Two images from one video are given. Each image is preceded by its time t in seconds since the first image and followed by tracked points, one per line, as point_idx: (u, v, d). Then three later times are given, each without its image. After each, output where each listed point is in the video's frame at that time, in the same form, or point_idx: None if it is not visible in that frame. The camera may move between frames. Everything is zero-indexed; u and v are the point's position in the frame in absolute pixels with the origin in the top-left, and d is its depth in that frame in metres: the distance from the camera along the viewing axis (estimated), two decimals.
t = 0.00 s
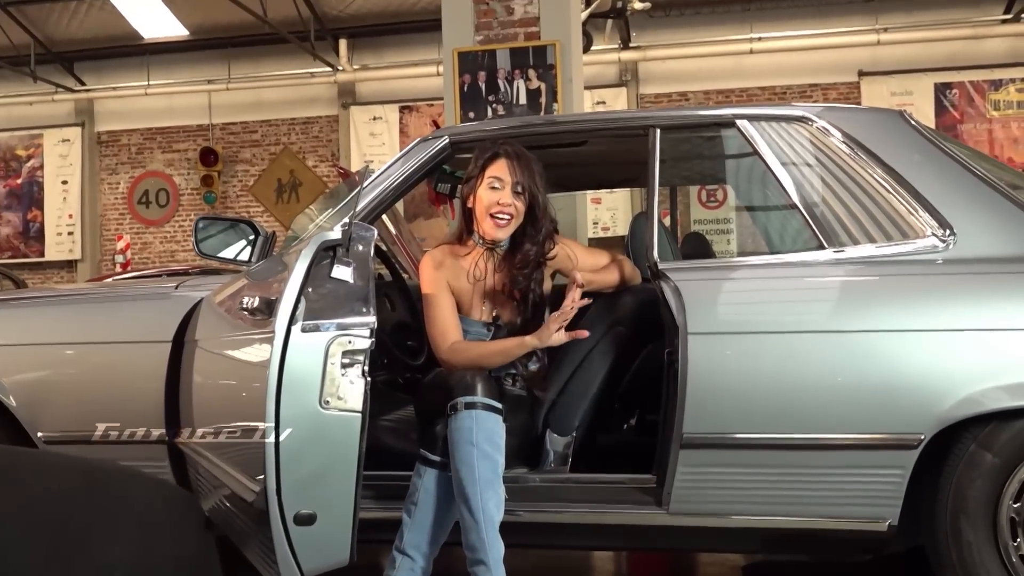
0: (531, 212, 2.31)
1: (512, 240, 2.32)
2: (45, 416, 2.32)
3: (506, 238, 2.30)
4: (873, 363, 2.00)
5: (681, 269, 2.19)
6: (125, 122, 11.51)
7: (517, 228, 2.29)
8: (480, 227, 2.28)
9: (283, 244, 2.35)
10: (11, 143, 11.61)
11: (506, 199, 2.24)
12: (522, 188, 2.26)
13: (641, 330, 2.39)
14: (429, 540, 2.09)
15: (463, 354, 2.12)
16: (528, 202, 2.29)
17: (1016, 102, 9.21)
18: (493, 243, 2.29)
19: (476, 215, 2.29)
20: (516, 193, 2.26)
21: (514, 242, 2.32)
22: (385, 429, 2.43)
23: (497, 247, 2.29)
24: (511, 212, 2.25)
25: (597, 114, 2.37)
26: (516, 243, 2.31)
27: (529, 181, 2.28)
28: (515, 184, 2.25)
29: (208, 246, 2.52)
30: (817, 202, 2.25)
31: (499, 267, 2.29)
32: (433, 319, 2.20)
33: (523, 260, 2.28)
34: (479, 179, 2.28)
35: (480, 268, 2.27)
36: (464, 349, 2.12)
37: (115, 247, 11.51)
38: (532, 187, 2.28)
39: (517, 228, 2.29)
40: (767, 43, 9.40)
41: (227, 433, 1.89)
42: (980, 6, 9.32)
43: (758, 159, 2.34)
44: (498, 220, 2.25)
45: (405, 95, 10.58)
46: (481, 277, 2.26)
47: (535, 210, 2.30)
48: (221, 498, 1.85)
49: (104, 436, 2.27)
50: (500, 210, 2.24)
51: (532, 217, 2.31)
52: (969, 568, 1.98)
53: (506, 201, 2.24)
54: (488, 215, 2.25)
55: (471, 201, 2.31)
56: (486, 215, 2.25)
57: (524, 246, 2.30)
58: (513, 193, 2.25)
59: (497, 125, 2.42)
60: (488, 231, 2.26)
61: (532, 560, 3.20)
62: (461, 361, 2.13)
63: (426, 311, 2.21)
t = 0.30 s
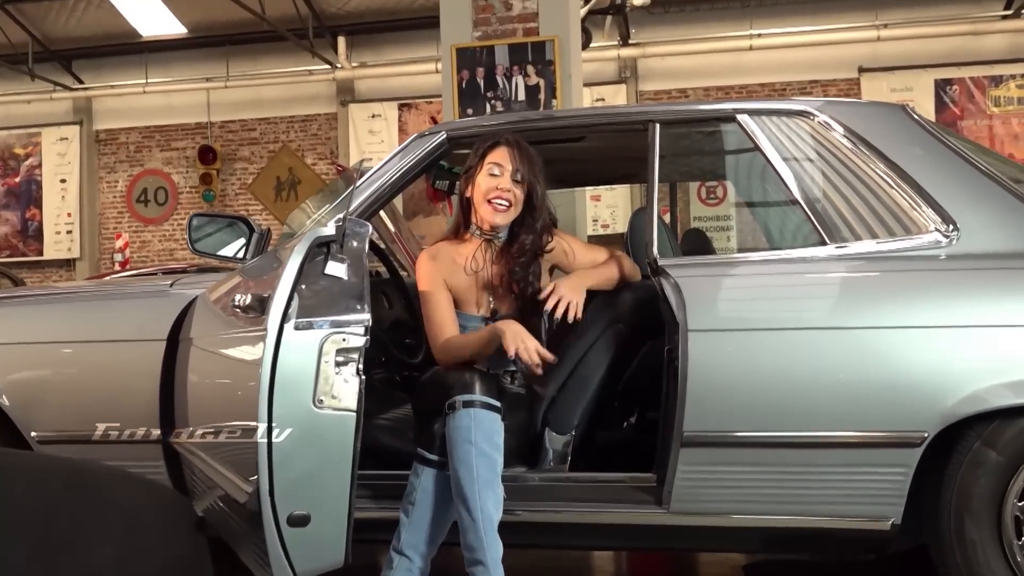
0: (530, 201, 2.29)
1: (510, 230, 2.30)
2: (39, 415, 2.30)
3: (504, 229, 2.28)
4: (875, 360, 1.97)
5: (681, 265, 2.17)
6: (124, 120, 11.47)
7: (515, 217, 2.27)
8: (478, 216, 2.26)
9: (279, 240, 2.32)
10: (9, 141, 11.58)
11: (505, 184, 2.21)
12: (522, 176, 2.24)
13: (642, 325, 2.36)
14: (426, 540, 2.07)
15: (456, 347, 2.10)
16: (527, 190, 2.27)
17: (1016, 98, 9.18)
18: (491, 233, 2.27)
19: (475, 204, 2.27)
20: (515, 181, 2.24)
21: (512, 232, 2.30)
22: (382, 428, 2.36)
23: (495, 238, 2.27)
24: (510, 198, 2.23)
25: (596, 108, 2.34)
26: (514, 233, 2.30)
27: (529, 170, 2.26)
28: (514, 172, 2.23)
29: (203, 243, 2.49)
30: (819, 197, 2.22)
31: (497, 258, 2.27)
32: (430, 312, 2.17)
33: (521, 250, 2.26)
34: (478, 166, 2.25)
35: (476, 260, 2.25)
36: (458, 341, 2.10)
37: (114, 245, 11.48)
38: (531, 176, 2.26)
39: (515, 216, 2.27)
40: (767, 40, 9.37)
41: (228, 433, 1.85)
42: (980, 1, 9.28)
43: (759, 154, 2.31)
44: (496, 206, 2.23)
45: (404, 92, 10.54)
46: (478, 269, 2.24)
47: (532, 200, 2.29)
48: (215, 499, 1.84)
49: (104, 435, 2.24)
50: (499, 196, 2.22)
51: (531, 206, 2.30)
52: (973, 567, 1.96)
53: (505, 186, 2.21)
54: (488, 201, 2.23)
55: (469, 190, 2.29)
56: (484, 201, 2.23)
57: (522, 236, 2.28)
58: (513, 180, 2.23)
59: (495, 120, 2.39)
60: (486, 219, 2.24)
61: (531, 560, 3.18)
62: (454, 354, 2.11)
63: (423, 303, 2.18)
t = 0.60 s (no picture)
0: (528, 193, 2.28)
1: (509, 224, 2.28)
2: (34, 415, 2.28)
3: (503, 221, 2.25)
4: (877, 360, 1.95)
5: (681, 264, 2.15)
6: (123, 117, 11.45)
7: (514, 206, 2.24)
8: (477, 207, 2.24)
9: (275, 237, 2.30)
10: (8, 138, 11.56)
11: (505, 172, 2.21)
12: (521, 165, 2.24)
13: (642, 324, 2.34)
14: (423, 540, 2.05)
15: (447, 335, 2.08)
16: (526, 181, 2.26)
17: (1017, 98, 9.16)
18: (489, 226, 2.25)
19: (473, 195, 2.25)
20: (515, 171, 2.23)
21: (511, 226, 2.28)
22: (380, 428, 2.33)
23: (492, 232, 2.25)
24: (509, 186, 2.21)
25: (596, 105, 2.33)
26: (513, 227, 2.27)
27: (527, 162, 2.26)
28: (514, 162, 2.23)
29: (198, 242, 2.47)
30: (821, 196, 2.20)
31: (496, 252, 2.25)
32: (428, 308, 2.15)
33: (520, 243, 2.24)
34: (477, 158, 2.25)
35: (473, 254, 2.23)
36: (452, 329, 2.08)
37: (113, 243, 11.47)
38: (530, 167, 2.26)
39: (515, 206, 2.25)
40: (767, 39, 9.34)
41: (227, 433, 1.82)
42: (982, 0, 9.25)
43: (760, 152, 2.29)
44: (495, 195, 2.21)
45: (403, 90, 10.51)
46: (475, 264, 2.22)
47: (533, 191, 2.27)
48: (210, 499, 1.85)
49: (105, 435, 2.21)
50: (499, 183, 2.20)
51: (529, 199, 2.28)
52: (975, 569, 1.95)
53: (505, 174, 2.21)
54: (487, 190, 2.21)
55: (468, 181, 2.27)
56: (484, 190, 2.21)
57: (520, 228, 2.25)
58: (512, 169, 2.22)
59: (496, 117, 2.37)
60: (485, 208, 2.22)
61: (529, 560, 3.16)
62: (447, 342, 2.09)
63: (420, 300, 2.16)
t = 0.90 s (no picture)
0: (529, 192, 2.28)
1: (510, 223, 2.27)
2: (33, 413, 2.27)
3: (503, 219, 2.25)
4: (879, 360, 1.94)
5: (681, 262, 2.14)
6: (123, 115, 11.45)
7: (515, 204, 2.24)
8: (478, 205, 2.24)
9: (274, 235, 2.29)
10: (8, 135, 11.55)
11: (506, 169, 2.20)
12: (521, 164, 2.23)
13: (642, 324, 2.33)
14: (422, 539, 2.04)
15: (441, 334, 2.05)
16: (527, 179, 2.25)
17: (1018, 97, 9.14)
18: (490, 224, 2.24)
19: (474, 193, 2.25)
20: (515, 168, 2.22)
21: (511, 224, 2.27)
22: (380, 427, 2.32)
23: (492, 231, 2.25)
24: (509, 184, 2.21)
25: (597, 103, 2.32)
26: (513, 225, 2.26)
27: (528, 160, 2.26)
28: (515, 160, 2.22)
29: (197, 239, 2.45)
30: (822, 195, 2.19)
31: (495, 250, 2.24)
32: (428, 309, 2.14)
33: (519, 240, 2.22)
34: (478, 156, 2.25)
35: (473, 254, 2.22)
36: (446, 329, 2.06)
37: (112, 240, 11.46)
38: (531, 166, 2.26)
39: (515, 204, 2.25)
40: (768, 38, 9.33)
41: (227, 433, 1.81)
42: None
43: (761, 151, 2.29)
44: (495, 192, 2.20)
45: (404, 88, 10.49)
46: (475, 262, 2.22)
47: (533, 189, 2.27)
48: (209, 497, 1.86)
49: (105, 434, 2.21)
50: (499, 181, 2.20)
51: (529, 197, 2.28)
52: (975, 570, 1.94)
53: (506, 172, 2.20)
54: (487, 187, 2.20)
55: (468, 180, 2.27)
56: (484, 187, 2.20)
57: (520, 226, 2.24)
58: (513, 167, 2.22)
59: (496, 116, 2.36)
60: (486, 206, 2.22)
61: (529, 560, 3.15)
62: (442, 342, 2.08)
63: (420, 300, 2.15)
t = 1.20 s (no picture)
0: (529, 190, 2.29)
1: (510, 220, 2.28)
2: (33, 413, 2.27)
3: (503, 218, 2.26)
4: (879, 359, 1.95)
5: (681, 262, 2.15)
6: (123, 113, 11.44)
7: (516, 201, 2.25)
8: (479, 203, 2.25)
9: (274, 234, 2.29)
10: (8, 133, 11.54)
11: (506, 167, 2.20)
12: (521, 163, 2.24)
13: (641, 324, 2.34)
14: (422, 538, 2.05)
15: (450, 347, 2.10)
16: (527, 177, 2.26)
17: (1018, 97, 9.14)
18: (490, 223, 2.25)
19: (475, 191, 2.26)
20: (515, 166, 2.23)
21: (511, 222, 2.28)
22: (379, 425, 2.31)
23: (493, 229, 2.26)
24: (510, 181, 2.21)
25: (598, 103, 2.31)
26: (514, 223, 2.27)
27: (528, 159, 2.26)
28: (515, 157, 2.23)
29: (198, 239, 2.45)
30: (822, 195, 2.19)
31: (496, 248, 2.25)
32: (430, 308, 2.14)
33: (519, 238, 2.23)
34: (479, 155, 2.25)
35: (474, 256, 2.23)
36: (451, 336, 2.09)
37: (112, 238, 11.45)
38: (531, 164, 2.27)
39: (516, 202, 2.26)
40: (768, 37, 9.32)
41: (227, 432, 1.83)
42: None
43: (761, 150, 2.29)
44: (496, 189, 2.21)
45: (404, 87, 10.49)
46: (476, 259, 2.22)
47: (533, 188, 2.28)
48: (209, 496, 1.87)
49: (105, 433, 2.21)
50: (499, 178, 2.20)
51: (530, 195, 2.29)
52: (976, 569, 1.95)
53: (506, 169, 2.20)
54: (487, 185, 2.21)
55: (469, 178, 2.28)
56: (485, 184, 2.21)
57: (520, 224, 2.25)
58: (513, 165, 2.22)
59: (496, 115, 2.35)
60: (487, 204, 2.23)
61: (528, 559, 3.15)
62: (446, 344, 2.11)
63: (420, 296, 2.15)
